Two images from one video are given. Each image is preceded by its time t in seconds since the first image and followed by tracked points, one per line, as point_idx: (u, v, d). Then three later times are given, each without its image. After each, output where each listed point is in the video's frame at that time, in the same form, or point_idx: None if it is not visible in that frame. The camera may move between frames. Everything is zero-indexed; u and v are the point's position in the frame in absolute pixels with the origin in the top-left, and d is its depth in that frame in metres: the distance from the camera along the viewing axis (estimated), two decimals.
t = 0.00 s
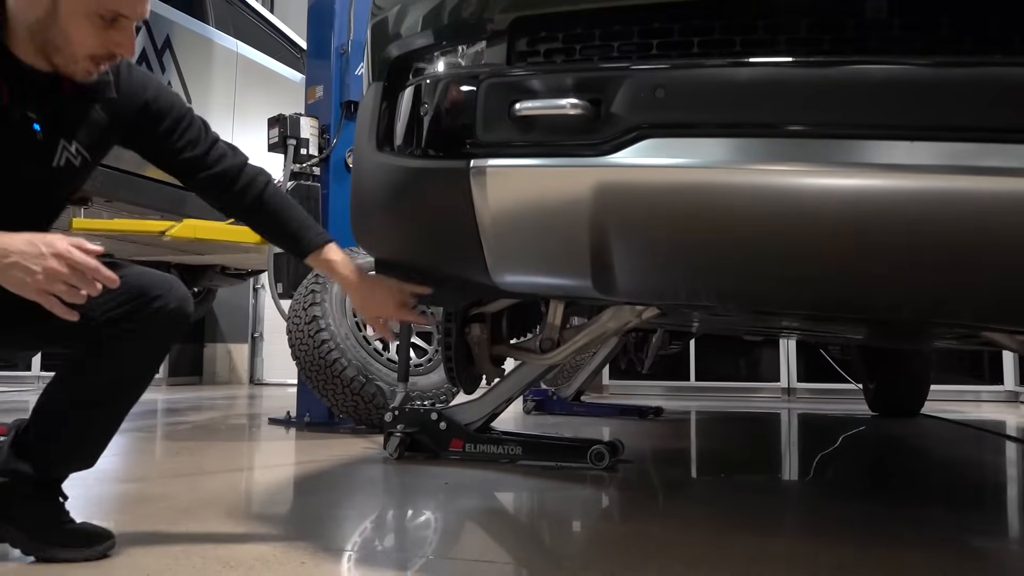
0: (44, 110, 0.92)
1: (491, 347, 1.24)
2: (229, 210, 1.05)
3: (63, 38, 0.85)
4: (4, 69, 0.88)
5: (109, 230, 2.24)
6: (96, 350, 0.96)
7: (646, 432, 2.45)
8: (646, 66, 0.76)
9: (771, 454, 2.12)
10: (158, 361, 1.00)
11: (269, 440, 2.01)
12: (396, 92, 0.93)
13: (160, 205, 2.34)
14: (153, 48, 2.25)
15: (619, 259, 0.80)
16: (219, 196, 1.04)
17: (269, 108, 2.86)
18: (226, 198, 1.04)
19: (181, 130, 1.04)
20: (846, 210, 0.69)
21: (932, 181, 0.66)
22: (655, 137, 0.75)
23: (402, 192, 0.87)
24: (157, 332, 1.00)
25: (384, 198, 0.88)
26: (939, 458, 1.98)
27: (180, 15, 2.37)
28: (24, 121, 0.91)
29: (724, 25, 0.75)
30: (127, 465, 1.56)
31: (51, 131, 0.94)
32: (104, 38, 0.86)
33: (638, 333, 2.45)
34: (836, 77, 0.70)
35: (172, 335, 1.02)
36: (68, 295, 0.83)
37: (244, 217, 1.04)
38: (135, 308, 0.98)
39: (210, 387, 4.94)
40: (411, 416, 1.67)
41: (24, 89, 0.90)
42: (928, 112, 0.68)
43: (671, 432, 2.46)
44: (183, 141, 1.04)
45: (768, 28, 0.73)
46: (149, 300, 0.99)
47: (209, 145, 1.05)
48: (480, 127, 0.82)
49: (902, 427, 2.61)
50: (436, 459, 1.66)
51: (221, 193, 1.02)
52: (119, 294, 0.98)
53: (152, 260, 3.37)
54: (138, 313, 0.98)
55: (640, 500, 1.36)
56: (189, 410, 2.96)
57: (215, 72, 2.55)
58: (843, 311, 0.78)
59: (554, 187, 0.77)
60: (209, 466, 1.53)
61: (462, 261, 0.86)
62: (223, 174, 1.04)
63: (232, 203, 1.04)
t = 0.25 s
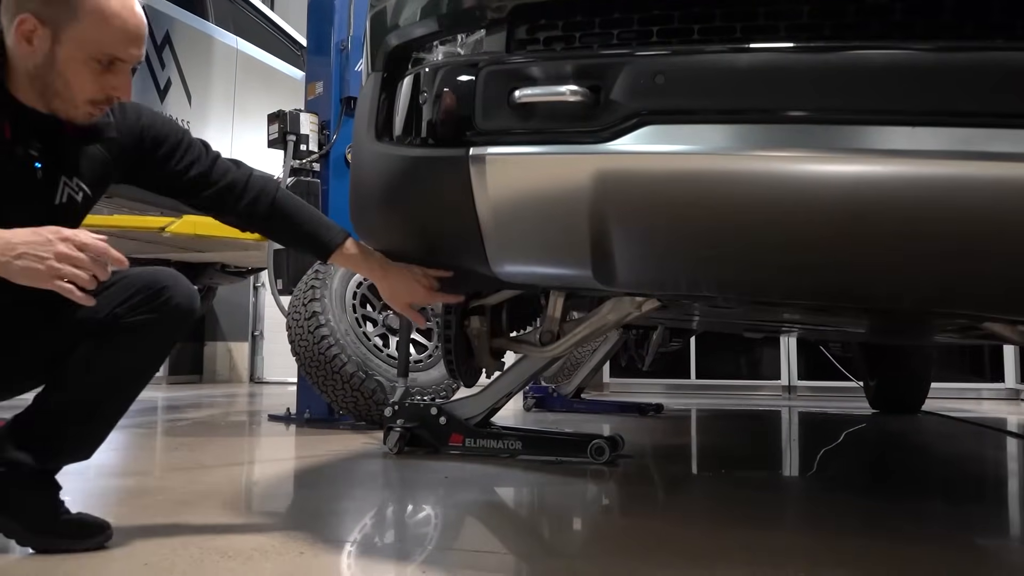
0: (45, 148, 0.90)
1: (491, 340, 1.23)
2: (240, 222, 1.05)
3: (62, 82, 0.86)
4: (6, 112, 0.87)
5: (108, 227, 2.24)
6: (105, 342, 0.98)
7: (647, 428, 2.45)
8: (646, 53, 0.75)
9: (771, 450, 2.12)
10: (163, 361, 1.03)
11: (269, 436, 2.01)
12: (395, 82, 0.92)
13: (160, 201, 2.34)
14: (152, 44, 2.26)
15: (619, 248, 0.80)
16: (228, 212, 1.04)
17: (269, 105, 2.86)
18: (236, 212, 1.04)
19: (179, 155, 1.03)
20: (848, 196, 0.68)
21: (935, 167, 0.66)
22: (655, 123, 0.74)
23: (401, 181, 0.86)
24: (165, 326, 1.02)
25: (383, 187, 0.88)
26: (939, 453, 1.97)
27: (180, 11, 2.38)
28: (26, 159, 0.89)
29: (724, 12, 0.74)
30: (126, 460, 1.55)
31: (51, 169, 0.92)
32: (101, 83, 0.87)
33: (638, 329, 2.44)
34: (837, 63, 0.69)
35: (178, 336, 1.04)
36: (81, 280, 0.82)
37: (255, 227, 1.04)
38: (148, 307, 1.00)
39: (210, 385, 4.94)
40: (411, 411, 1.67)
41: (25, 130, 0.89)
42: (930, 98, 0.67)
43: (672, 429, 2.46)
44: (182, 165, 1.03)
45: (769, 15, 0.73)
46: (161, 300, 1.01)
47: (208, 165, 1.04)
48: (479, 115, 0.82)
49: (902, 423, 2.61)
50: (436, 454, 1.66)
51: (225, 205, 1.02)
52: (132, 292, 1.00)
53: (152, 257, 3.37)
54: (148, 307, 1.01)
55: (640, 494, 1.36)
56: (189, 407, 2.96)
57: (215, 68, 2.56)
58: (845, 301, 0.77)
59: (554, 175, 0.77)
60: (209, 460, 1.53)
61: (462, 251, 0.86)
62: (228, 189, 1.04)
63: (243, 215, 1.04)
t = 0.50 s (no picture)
0: (24, 117, 0.89)
1: (490, 335, 1.23)
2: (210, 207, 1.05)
3: (40, 48, 0.84)
4: None
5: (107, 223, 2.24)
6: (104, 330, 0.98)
7: (647, 425, 2.45)
8: (646, 43, 0.75)
9: (771, 447, 2.11)
10: (163, 349, 1.02)
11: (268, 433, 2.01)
12: (393, 74, 0.92)
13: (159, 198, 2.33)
14: (151, 41, 2.25)
15: (618, 240, 0.79)
16: (201, 195, 1.04)
17: (269, 102, 2.85)
18: (208, 195, 1.04)
19: (155, 137, 1.04)
20: (849, 187, 0.68)
21: (936, 156, 0.65)
22: (654, 113, 0.74)
23: (400, 173, 0.86)
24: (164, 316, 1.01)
25: (381, 180, 0.87)
26: (940, 451, 1.97)
27: (179, 8, 2.38)
28: (8, 128, 0.87)
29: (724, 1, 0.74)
30: (124, 456, 1.55)
31: (33, 142, 0.91)
32: (79, 49, 0.85)
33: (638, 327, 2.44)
34: (838, 52, 0.69)
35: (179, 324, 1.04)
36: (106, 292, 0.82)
37: (225, 212, 1.04)
38: (148, 295, 1.00)
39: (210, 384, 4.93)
40: (410, 408, 1.66)
41: (2, 96, 0.87)
42: (931, 87, 0.67)
43: (672, 426, 2.45)
44: (157, 146, 1.03)
45: (769, 4, 0.73)
46: (161, 287, 1.01)
47: (183, 149, 1.05)
48: (478, 105, 0.82)
49: (903, 421, 2.61)
50: (435, 450, 1.65)
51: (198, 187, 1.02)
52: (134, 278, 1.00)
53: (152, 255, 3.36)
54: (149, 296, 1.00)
55: (640, 490, 1.35)
56: (188, 405, 2.95)
57: (214, 65, 2.55)
58: (844, 292, 0.77)
59: (553, 166, 0.76)
60: (208, 457, 1.52)
61: (460, 243, 0.86)
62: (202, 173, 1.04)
63: (215, 198, 1.04)
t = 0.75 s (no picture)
0: None
1: (491, 330, 1.22)
2: (178, 200, 1.05)
3: None
4: None
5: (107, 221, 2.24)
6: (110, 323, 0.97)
7: (648, 423, 2.44)
8: (648, 33, 0.75)
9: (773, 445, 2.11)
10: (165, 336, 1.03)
11: (269, 430, 2.01)
12: (394, 67, 0.92)
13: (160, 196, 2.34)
14: (152, 38, 2.26)
15: (620, 232, 0.79)
16: (170, 188, 1.03)
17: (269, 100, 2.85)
18: (177, 188, 1.04)
19: (116, 128, 1.01)
20: (853, 176, 0.67)
21: (940, 145, 0.65)
22: (656, 103, 0.73)
23: (401, 165, 0.85)
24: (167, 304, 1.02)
25: (382, 172, 0.87)
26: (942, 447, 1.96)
27: (180, 6, 2.38)
28: None
29: None
30: (124, 452, 1.54)
31: (2, 134, 0.86)
32: (39, 32, 0.81)
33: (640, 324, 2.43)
34: (841, 40, 0.68)
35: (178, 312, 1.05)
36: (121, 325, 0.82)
37: (195, 207, 1.04)
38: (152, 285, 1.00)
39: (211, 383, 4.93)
40: (411, 404, 1.66)
41: None
42: (935, 75, 0.66)
43: (673, 423, 2.45)
44: (120, 138, 1.01)
45: None
46: (163, 277, 1.01)
47: (146, 139, 1.03)
48: (479, 96, 0.81)
49: (904, 419, 2.60)
50: (436, 447, 1.65)
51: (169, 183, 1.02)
52: (134, 269, 0.99)
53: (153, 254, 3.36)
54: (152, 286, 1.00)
55: (641, 485, 1.35)
56: (190, 403, 2.95)
57: (215, 63, 2.55)
58: (847, 283, 0.76)
59: (554, 157, 0.76)
60: (208, 453, 1.52)
61: (461, 235, 0.85)
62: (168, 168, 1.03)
63: (180, 191, 1.04)
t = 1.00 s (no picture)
0: None
1: (494, 324, 1.22)
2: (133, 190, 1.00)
3: None
4: None
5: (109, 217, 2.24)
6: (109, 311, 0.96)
7: (650, 420, 2.44)
8: (652, 22, 0.74)
9: (776, 442, 2.10)
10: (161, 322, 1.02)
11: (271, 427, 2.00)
12: (398, 58, 0.92)
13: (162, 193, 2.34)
14: (154, 35, 2.26)
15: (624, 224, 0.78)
16: (123, 175, 0.99)
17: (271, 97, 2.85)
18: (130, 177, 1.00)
19: (80, 115, 0.99)
20: (859, 166, 0.67)
21: (945, 134, 0.65)
22: (660, 93, 0.73)
23: (404, 156, 0.85)
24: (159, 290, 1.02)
25: (385, 163, 0.87)
26: (945, 444, 1.96)
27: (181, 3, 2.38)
28: None
29: None
30: (126, 449, 1.54)
31: None
32: None
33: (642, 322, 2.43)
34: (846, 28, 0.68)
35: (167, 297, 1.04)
36: (134, 333, 0.82)
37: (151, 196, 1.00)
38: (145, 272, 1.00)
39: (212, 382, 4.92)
40: (413, 400, 1.65)
41: None
42: (941, 63, 0.66)
43: (675, 421, 2.45)
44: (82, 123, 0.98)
45: None
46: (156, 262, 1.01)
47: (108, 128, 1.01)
48: (482, 86, 0.81)
49: (906, 416, 2.60)
50: (438, 443, 1.65)
51: (129, 170, 0.98)
52: (131, 257, 0.99)
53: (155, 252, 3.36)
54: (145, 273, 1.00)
55: (644, 481, 1.35)
56: (191, 401, 2.94)
57: (216, 60, 2.55)
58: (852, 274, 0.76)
59: (558, 147, 0.76)
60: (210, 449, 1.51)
61: (464, 227, 0.85)
62: (131, 154, 1.00)
63: (134, 180, 0.99)
